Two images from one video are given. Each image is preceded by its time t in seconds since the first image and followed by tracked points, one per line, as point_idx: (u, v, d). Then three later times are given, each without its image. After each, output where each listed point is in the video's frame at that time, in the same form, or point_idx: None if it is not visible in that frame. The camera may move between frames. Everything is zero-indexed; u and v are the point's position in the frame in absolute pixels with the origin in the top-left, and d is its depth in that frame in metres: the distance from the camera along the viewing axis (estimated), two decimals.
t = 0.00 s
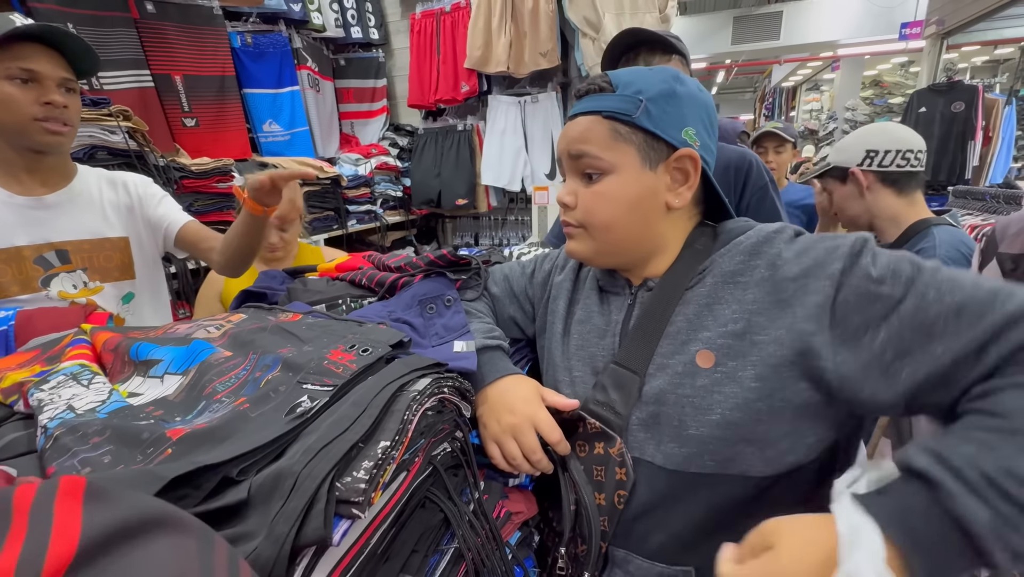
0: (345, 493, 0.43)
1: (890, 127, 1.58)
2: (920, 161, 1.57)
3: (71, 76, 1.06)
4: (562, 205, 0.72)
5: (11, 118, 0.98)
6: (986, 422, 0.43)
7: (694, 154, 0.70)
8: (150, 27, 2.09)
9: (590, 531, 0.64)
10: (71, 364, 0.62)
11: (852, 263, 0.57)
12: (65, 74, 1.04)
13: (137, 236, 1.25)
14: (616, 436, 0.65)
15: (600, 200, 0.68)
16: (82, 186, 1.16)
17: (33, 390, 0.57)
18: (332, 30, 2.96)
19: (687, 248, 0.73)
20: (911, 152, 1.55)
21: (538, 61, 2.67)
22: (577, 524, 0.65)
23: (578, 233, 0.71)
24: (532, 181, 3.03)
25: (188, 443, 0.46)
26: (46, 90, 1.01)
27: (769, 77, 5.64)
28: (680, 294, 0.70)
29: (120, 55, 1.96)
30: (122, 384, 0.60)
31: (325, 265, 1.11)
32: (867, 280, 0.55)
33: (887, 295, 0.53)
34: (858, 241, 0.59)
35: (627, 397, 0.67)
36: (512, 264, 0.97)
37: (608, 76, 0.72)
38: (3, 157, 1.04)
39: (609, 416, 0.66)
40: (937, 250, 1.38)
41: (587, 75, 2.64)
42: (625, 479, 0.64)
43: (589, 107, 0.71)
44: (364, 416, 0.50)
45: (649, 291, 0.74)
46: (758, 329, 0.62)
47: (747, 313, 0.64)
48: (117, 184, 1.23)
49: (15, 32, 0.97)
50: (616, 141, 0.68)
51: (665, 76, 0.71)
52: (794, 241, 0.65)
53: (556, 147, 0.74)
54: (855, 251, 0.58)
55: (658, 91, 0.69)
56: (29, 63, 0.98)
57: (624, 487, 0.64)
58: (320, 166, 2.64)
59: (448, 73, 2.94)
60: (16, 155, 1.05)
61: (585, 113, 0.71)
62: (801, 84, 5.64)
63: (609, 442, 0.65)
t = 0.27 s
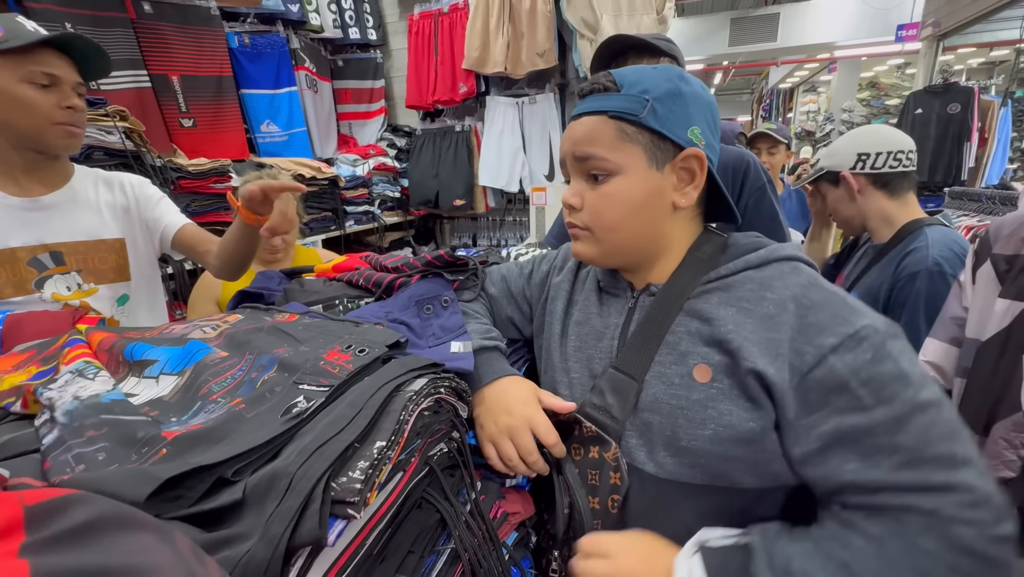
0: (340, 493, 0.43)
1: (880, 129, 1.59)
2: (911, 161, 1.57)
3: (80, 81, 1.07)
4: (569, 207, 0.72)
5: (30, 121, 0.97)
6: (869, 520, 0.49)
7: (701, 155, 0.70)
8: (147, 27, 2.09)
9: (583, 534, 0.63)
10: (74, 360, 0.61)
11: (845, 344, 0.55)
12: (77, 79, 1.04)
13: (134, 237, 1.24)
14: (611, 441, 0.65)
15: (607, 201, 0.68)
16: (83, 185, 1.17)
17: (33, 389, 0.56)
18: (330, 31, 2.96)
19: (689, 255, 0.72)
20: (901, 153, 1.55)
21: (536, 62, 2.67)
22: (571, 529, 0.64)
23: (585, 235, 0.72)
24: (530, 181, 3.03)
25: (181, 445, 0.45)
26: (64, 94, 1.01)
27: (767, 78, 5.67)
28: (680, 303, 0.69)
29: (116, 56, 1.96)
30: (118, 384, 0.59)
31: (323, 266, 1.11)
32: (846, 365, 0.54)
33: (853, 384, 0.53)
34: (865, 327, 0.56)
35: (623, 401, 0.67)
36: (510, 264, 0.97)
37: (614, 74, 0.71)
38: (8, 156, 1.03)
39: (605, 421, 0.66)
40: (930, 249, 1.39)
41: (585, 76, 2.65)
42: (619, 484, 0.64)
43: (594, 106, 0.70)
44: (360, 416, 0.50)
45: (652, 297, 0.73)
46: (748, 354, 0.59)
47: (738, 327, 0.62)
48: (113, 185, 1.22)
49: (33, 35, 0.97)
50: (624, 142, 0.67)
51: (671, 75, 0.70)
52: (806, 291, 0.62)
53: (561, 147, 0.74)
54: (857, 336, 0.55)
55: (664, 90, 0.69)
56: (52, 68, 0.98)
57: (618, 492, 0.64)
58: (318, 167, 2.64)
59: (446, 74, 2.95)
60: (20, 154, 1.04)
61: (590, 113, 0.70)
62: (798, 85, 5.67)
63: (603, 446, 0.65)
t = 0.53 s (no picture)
0: (336, 494, 0.43)
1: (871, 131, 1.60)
2: (902, 161, 1.60)
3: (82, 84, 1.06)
4: (568, 200, 0.72)
5: (31, 124, 0.97)
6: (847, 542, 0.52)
7: (704, 154, 0.68)
8: (143, 27, 2.08)
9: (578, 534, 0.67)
10: (68, 361, 0.60)
11: (834, 367, 0.58)
12: (81, 83, 1.04)
13: (130, 238, 1.23)
14: (607, 447, 0.65)
15: (602, 198, 0.68)
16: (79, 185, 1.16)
17: (32, 391, 0.56)
18: (327, 32, 2.96)
19: (691, 261, 0.72)
20: (893, 153, 1.57)
21: (533, 64, 2.67)
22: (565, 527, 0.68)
23: (581, 229, 0.72)
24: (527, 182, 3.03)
25: (177, 446, 0.45)
26: (67, 98, 1.00)
27: (763, 80, 5.70)
28: (680, 311, 0.68)
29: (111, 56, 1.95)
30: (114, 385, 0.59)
31: (319, 267, 1.11)
32: (833, 390, 0.57)
33: (836, 409, 0.57)
34: (858, 353, 0.58)
35: (619, 406, 0.67)
36: (506, 265, 0.97)
37: (622, 64, 0.70)
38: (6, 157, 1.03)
39: (601, 427, 0.66)
40: (922, 249, 1.41)
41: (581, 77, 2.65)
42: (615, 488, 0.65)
43: (598, 98, 0.69)
44: (356, 416, 0.49)
45: (651, 301, 0.73)
46: (738, 372, 0.60)
47: (731, 343, 0.62)
48: (109, 185, 1.22)
49: (38, 39, 0.97)
50: (623, 137, 0.67)
51: (680, 69, 0.68)
52: (805, 308, 0.61)
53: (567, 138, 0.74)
54: (848, 361, 0.57)
55: (671, 84, 0.67)
56: (55, 72, 0.97)
57: (613, 496, 0.65)
58: (314, 168, 2.63)
59: (443, 75, 2.95)
60: (19, 156, 1.03)
61: (594, 105, 0.70)
62: (794, 86, 5.72)
63: (599, 452, 0.65)
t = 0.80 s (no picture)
0: (327, 494, 0.43)
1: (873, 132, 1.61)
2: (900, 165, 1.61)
3: (69, 81, 1.05)
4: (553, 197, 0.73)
5: (14, 122, 0.96)
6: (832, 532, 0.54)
7: (683, 155, 0.67)
8: (136, 27, 2.07)
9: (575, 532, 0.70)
10: (55, 365, 0.60)
11: (833, 373, 0.58)
12: (65, 79, 1.03)
13: (123, 239, 1.23)
14: (598, 449, 0.66)
15: (581, 195, 0.69)
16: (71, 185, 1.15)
17: (18, 394, 0.55)
18: (322, 32, 2.95)
19: (684, 263, 0.72)
20: (892, 158, 1.59)
21: (529, 66, 2.67)
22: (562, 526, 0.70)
23: (563, 226, 0.73)
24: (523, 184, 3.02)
25: (168, 447, 0.45)
26: (50, 96, 1.00)
27: (757, 82, 5.74)
28: (674, 314, 0.69)
29: (104, 55, 1.94)
30: (104, 387, 0.59)
31: (313, 267, 1.10)
32: (833, 397, 0.57)
33: (836, 416, 0.57)
34: (855, 358, 0.58)
35: (611, 408, 0.67)
36: (499, 267, 0.97)
37: (610, 65, 0.70)
38: None
39: (592, 428, 0.67)
40: (916, 250, 1.42)
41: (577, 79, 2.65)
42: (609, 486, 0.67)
43: (585, 98, 0.70)
44: (348, 417, 0.49)
45: (643, 304, 0.73)
46: (731, 378, 0.60)
47: (724, 349, 0.62)
48: (102, 186, 1.21)
49: (21, 36, 0.96)
50: (605, 136, 0.67)
51: (666, 71, 0.68)
52: (801, 312, 0.62)
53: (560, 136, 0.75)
54: (846, 366, 0.58)
55: (654, 83, 0.67)
56: (35, 69, 0.97)
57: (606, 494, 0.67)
58: (309, 169, 2.63)
59: (438, 76, 2.95)
60: (6, 156, 1.03)
61: (582, 104, 0.71)
62: (788, 89, 5.78)
63: (591, 454, 0.67)
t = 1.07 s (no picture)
0: (320, 499, 0.42)
1: (872, 133, 1.64)
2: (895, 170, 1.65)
3: (54, 78, 1.04)
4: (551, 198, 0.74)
5: None
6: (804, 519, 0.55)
7: (680, 157, 0.68)
8: (128, 27, 2.06)
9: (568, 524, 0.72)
10: (44, 368, 0.60)
11: (814, 368, 0.58)
12: (47, 75, 1.01)
13: (116, 241, 1.22)
14: (587, 442, 0.68)
15: (579, 196, 0.69)
16: (60, 187, 1.14)
17: (7, 398, 0.55)
18: (316, 33, 2.94)
19: (677, 263, 0.72)
20: (888, 163, 1.62)
21: (523, 68, 2.68)
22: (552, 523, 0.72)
23: (560, 227, 0.73)
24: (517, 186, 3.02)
25: (160, 451, 0.45)
26: (30, 92, 0.98)
27: (751, 85, 5.79)
28: (667, 314, 0.69)
29: (95, 55, 1.92)
30: (95, 390, 0.58)
31: (307, 270, 1.10)
32: (811, 390, 0.57)
33: (812, 409, 0.57)
34: (837, 355, 0.58)
35: (601, 404, 0.69)
36: (493, 269, 0.97)
37: (609, 68, 0.71)
38: None
39: (582, 422, 0.69)
40: (902, 250, 1.44)
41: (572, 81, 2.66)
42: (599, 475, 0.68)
43: (583, 100, 0.70)
44: (342, 421, 0.49)
45: (637, 304, 0.73)
46: (723, 373, 0.61)
47: (717, 345, 0.63)
48: (96, 188, 1.20)
49: None
50: (602, 137, 0.68)
51: (663, 74, 0.68)
52: (789, 309, 0.62)
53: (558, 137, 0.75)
54: (826, 362, 0.58)
55: (651, 86, 0.67)
56: (11, 65, 0.95)
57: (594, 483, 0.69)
58: (303, 171, 2.61)
59: (433, 78, 2.95)
60: None
61: (579, 107, 0.71)
62: (780, 92, 5.83)
63: (579, 447, 0.69)
